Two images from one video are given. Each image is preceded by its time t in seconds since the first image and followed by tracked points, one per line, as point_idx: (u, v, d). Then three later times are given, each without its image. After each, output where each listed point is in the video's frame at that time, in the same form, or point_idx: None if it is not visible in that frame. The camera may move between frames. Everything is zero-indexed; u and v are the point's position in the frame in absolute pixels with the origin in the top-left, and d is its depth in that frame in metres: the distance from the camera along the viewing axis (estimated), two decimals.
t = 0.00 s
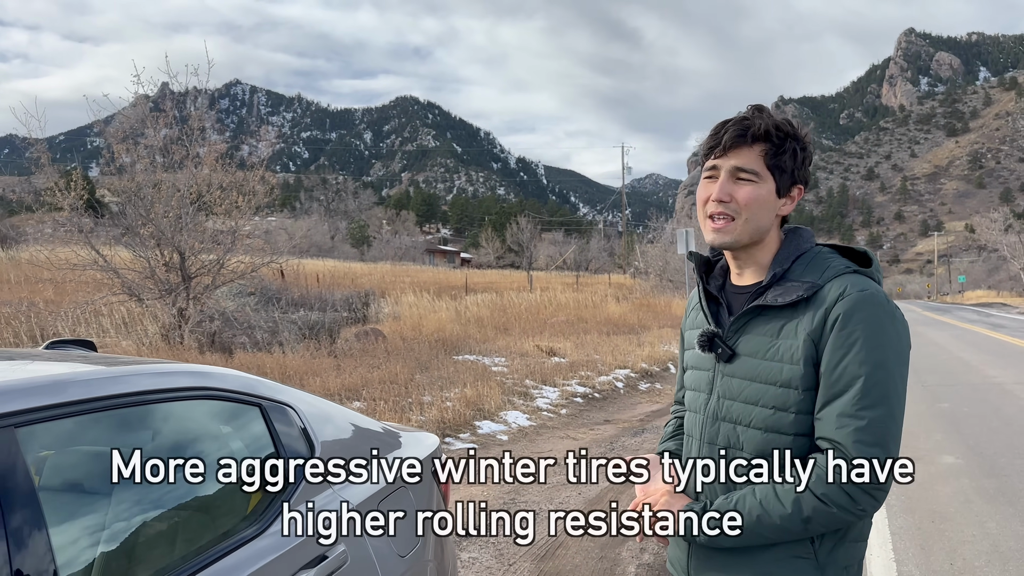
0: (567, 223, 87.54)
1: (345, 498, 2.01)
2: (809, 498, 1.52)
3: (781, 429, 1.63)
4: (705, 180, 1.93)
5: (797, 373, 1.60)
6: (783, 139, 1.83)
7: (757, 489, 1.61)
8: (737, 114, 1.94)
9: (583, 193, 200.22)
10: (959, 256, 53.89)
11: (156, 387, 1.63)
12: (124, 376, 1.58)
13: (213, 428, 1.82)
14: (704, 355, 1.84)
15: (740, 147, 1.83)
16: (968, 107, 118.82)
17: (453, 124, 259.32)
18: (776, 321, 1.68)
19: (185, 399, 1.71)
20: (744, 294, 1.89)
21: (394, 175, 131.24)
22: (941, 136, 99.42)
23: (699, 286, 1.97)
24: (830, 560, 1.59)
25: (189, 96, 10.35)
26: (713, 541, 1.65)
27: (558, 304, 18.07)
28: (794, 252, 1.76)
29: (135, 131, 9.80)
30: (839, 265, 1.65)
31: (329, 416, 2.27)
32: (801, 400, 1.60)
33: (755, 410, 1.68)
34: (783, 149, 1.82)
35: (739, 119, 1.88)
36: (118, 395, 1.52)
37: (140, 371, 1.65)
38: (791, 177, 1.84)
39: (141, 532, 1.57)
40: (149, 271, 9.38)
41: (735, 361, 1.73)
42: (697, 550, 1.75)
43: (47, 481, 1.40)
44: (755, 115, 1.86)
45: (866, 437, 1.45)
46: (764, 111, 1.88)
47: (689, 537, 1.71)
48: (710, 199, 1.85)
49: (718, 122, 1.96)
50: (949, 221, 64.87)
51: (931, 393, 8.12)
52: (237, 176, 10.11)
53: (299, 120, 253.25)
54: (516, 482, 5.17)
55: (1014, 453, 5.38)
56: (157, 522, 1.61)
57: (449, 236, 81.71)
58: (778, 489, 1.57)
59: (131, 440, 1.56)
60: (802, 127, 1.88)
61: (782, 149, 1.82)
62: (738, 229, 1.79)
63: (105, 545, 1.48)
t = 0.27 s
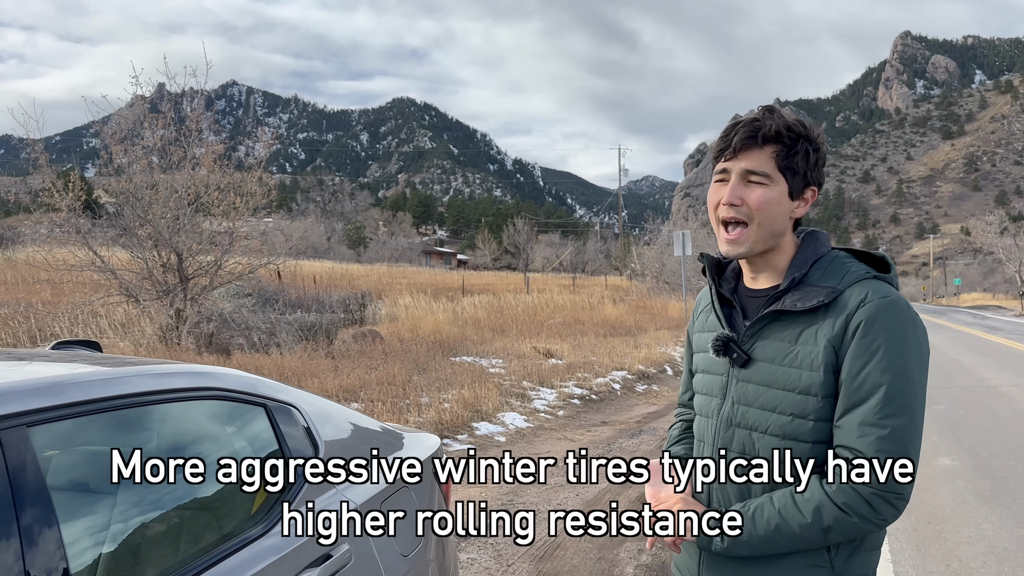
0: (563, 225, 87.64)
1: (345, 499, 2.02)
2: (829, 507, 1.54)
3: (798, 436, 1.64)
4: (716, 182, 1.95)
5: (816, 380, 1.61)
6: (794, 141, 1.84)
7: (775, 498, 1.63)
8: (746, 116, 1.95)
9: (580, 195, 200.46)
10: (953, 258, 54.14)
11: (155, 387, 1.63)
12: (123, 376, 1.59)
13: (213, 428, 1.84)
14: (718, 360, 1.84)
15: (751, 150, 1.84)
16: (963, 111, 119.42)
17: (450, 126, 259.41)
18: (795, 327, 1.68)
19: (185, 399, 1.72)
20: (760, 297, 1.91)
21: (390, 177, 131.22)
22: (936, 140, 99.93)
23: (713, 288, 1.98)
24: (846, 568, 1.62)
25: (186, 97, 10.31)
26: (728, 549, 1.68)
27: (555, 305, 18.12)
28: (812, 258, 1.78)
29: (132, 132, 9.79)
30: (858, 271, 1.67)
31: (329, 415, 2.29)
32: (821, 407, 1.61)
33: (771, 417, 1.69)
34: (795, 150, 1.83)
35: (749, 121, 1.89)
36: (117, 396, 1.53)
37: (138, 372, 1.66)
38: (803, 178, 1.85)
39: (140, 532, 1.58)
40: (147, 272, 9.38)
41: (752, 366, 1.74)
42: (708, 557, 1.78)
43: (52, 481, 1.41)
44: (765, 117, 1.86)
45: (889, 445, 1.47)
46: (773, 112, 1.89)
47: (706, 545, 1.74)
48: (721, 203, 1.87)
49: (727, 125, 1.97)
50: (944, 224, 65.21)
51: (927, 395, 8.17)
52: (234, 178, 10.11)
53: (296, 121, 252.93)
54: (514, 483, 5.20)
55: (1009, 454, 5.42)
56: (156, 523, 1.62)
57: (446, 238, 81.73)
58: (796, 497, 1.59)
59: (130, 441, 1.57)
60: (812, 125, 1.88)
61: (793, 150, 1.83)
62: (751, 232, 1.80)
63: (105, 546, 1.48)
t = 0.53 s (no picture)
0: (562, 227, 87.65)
1: (345, 499, 2.04)
2: (845, 515, 1.54)
3: (812, 442, 1.63)
4: (727, 180, 1.95)
5: (831, 388, 1.60)
6: (808, 138, 1.84)
7: (788, 505, 1.62)
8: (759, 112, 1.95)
9: (579, 196, 200.55)
10: (951, 260, 54.22)
11: (154, 388, 1.65)
12: (121, 376, 1.60)
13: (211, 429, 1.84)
14: (725, 361, 1.82)
15: (764, 148, 1.84)
16: (961, 113, 119.71)
17: (449, 127, 259.39)
18: (808, 331, 1.67)
19: (183, 400, 1.73)
20: (769, 300, 1.89)
21: (389, 178, 131.19)
22: (934, 142, 100.17)
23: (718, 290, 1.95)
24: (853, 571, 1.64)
25: (184, 97, 10.28)
26: (741, 557, 1.65)
27: (554, 306, 18.12)
28: (823, 261, 1.78)
29: (131, 132, 9.78)
30: (872, 277, 1.67)
31: (326, 415, 2.30)
32: (835, 414, 1.61)
33: (784, 422, 1.68)
34: (808, 148, 1.83)
35: (762, 119, 1.89)
36: (116, 395, 1.53)
37: (137, 372, 1.67)
38: (817, 176, 1.85)
39: (138, 532, 1.58)
40: (145, 273, 9.37)
41: (762, 371, 1.72)
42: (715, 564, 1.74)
43: (49, 481, 1.42)
44: (778, 115, 1.86)
45: (906, 455, 1.48)
46: (787, 110, 1.88)
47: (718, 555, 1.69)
48: (732, 202, 1.87)
49: (739, 121, 1.96)
50: (942, 226, 65.31)
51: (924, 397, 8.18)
52: (233, 179, 10.10)
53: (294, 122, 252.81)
54: (512, 484, 5.19)
55: (1006, 456, 5.44)
56: (153, 523, 1.63)
57: (445, 239, 81.71)
58: (811, 504, 1.59)
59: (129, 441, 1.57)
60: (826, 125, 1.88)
61: (808, 148, 1.83)
62: (762, 231, 1.80)
63: (102, 546, 1.49)
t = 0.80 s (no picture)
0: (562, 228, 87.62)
1: (345, 499, 2.05)
2: (851, 519, 1.53)
3: (814, 445, 1.61)
4: (730, 179, 1.92)
5: (835, 391, 1.59)
6: (816, 144, 1.83)
7: (792, 509, 1.60)
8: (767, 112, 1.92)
9: (579, 197, 200.65)
10: (952, 261, 54.19)
11: (152, 389, 1.65)
12: (120, 377, 1.60)
13: (209, 430, 1.84)
14: (723, 365, 1.77)
15: (774, 152, 1.83)
16: (961, 114, 119.72)
17: (449, 128, 259.35)
18: (810, 335, 1.65)
19: (181, 400, 1.74)
20: (766, 304, 1.86)
21: (389, 179, 131.12)
22: (934, 143, 100.17)
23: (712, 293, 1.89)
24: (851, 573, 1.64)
25: (184, 99, 10.27)
26: (745, 562, 1.62)
27: (553, 307, 18.11)
28: (822, 264, 1.77)
29: (130, 134, 9.78)
30: (871, 281, 1.68)
31: (323, 419, 2.29)
32: (837, 419, 1.60)
33: (785, 426, 1.65)
34: (816, 154, 1.83)
35: (773, 120, 1.85)
36: (114, 396, 1.54)
37: (135, 373, 1.66)
38: (822, 183, 1.85)
39: (136, 533, 1.58)
40: (144, 274, 9.36)
41: (761, 375, 1.69)
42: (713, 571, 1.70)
43: (42, 482, 1.42)
44: (789, 119, 1.85)
45: (912, 457, 1.49)
46: (798, 111, 1.86)
47: (721, 562, 1.65)
48: (738, 204, 1.85)
49: (748, 120, 1.92)
50: (942, 227, 65.27)
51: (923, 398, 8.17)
52: (232, 180, 10.10)
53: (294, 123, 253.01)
54: (509, 485, 5.18)
55: (1003, 457, 5.43)
56: (150, 523, 1.62)
57: (445, 240, 81.64)
58: (816, 507, 1.57)
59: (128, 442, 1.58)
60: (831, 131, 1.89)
61: (817, 155, 1.83)
62: (767, 237, 1.79)
63: (97, 546, 1.49)
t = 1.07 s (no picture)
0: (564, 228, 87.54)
1: (344, 499, 2.05)
2: (838, 519, 1.49)
3: (799, 446, 1.59)
4: (725, 177, 1.88)
5: (821, 391, 1.57)
6: (814, 148, 1.82)
7: (780, 509, 1.55)
8: (765, 111, 1.88)
9: (581, 197, 200.65)
10: (954, 261, 54.06)
11: (152, 389, 1.63)
12: (120, 378, 1.59)
13: (206, 431, 1.82)
14: (708, 365, 1.73)
15: (773, 152, 1.80)
16: (962, 113, 119.49)
17: (450, 128, 259.33)
18: (795, 335, 1.62)
19: (179, 401, 1.72)
20: (751, 305, 1.83)
21: (391, 180, 131.13)
22: (936, 143, 99.99)
23: (698, 291, 1.84)
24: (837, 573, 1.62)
25: (185, 100, 10.25)
26: (734, 566, 1.53)
27: (553, 308, 18.07)
28: (806, 267, 1.75)
29: (131, 135, 9.76)
30: (856, 283, 1.67)
31: (319, 421, 2.26)
32: (824, 419, 1.58)
33: (772, 426, 1.62)
34: (813, 158, 1.82)
35: (773, 121, 1.82)
36: (113, 397, 1.52)
37: (133, 373, 1.65)
38: (813, 188, 1.85)
39: (135, 532, 1.56)
40: (144, 275, 9.34)
41: (747, 375, 1.66)
42: None
43: (34, 482, 1.40)
44: (789, 121, 1.82)
45: (901, 457, 1.46)
46: (797, 114, 1.84)
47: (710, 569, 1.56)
48: (734, 203, 1.81)
49: (746, 118, 1.88)
50: (944, 227, 65.16)
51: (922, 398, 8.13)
52: (233, 181, 10.09)
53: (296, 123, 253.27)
54: (508, 486, 5.15)
55: (1002, 457, 5.40)
56: (148, 522, 1.60)
57: (446, 240, 81.58)
58: (803, 507, 1.53)
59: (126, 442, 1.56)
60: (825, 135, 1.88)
61: (813, 159, 1.81)
62: (762, 238, 1.76)
63: (92, 545, 1.47)
